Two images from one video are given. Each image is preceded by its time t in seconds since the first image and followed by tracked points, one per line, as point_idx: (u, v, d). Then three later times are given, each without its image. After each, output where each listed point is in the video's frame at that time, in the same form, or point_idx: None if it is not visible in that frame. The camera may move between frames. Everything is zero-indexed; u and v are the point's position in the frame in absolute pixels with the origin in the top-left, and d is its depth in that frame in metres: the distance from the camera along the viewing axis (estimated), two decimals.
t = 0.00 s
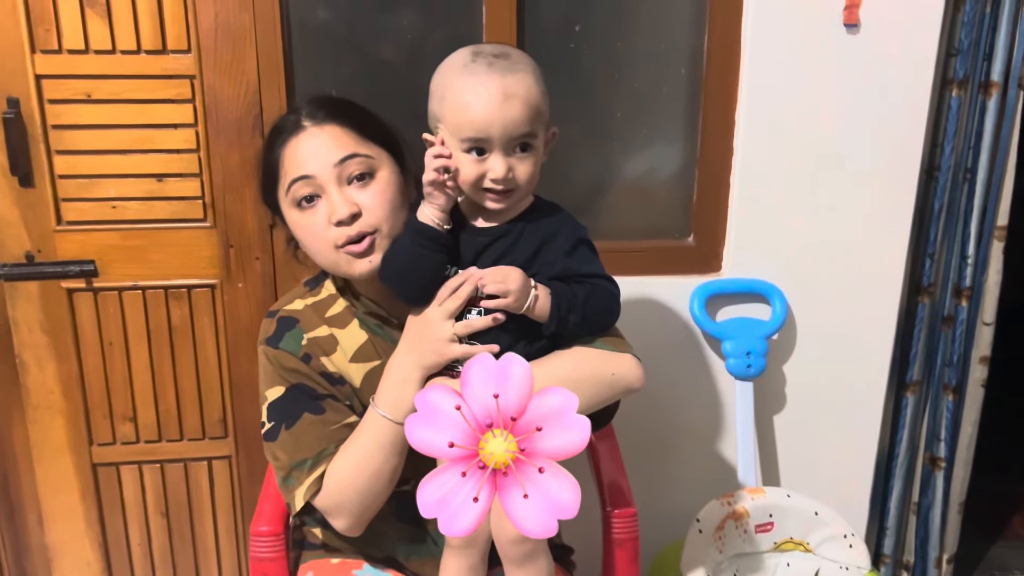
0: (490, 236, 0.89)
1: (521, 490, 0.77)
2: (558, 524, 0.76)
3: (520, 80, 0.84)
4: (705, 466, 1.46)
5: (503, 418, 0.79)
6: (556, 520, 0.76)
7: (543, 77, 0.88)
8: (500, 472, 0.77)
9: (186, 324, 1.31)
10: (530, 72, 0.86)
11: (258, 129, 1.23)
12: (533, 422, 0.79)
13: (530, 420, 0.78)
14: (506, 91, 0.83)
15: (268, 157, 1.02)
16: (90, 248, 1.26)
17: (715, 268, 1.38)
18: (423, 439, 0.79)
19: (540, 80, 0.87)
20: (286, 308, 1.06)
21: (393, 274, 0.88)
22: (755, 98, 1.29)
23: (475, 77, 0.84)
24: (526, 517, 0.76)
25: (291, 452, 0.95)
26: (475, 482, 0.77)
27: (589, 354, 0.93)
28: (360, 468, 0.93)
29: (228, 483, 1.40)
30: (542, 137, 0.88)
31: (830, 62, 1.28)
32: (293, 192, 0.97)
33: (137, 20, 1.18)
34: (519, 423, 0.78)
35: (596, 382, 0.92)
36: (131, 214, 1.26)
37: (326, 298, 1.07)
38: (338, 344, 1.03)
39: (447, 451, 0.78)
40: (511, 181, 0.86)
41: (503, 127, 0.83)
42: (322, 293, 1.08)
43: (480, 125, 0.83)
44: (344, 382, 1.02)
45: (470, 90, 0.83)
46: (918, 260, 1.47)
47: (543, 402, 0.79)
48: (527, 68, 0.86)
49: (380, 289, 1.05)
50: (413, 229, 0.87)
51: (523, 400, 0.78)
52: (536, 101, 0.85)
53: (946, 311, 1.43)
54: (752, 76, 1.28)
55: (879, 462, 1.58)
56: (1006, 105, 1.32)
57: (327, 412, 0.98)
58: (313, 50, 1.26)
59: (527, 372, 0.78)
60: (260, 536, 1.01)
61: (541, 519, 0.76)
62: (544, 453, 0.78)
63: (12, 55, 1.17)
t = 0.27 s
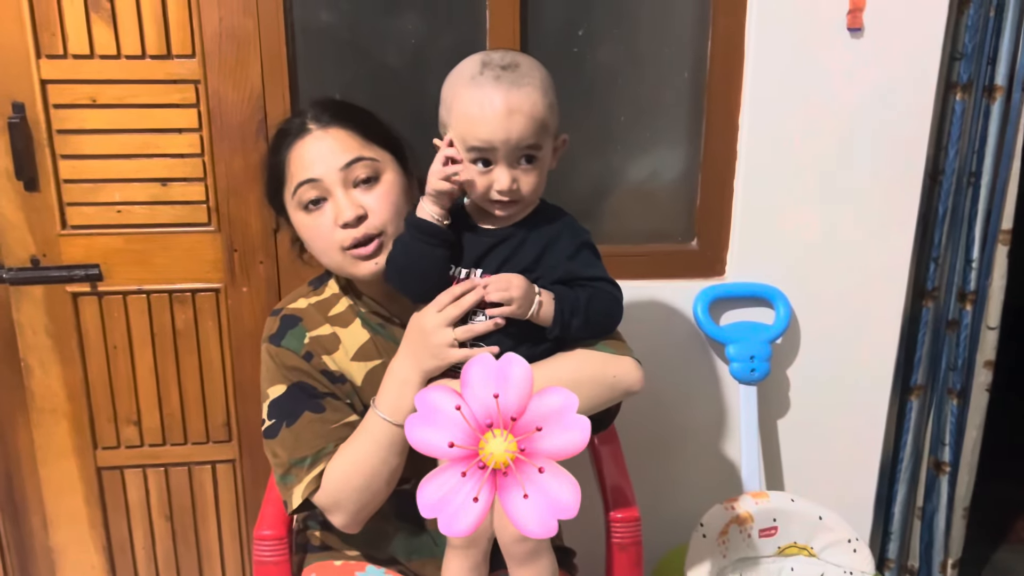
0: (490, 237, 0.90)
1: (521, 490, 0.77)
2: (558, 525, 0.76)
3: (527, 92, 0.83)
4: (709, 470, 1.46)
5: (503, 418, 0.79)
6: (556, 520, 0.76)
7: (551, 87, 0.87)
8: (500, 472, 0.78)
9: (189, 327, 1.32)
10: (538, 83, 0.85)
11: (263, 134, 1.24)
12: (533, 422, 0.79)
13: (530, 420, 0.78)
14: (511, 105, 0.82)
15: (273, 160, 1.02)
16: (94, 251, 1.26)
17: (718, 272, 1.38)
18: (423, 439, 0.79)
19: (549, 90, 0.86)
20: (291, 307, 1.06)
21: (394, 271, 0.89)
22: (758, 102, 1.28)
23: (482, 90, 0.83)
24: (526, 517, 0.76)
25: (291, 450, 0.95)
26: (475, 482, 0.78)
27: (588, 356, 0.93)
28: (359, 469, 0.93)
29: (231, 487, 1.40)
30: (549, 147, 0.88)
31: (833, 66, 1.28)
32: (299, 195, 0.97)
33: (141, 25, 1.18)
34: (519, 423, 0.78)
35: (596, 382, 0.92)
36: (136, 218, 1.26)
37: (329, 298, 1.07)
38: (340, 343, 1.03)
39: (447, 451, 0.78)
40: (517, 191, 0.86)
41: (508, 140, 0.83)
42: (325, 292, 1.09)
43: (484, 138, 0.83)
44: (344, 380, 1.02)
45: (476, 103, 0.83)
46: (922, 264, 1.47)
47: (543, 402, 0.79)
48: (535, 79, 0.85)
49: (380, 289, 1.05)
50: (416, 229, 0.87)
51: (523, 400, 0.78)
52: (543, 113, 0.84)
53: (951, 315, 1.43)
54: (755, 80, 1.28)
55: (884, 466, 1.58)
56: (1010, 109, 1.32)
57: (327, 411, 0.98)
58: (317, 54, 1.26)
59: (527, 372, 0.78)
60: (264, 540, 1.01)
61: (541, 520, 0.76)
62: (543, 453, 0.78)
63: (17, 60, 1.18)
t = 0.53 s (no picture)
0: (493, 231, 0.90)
1: (521, 490, 0.77)
2: (558, 525, 0.76)
3: (522, 90, 0.81)
4: (712, 470, 1.46)
5: (503, 418, 0.79)
6: (557, 520, 0.76)
7: (550, 83, 0.85)
8: (500, 472, 0.77)
9: (192, 327, 1.31)
10: (534, 81, 0.83)
11: (265, 134, 1.24)
12: (533, 422, 0.78)
13: (530, 420, 0.78)
14: (506, 105, 0.80)
15: (283, 162, 1.03)
16: (97, 252, 1.26)
17: (722, 272, 1.37)
18: (423, 439, 0.79)
19: (547, 87, 0.84)
20: (297, 307, 1.06)
21: (404, 264, 0.90)
22: (762, 102, 1.28)
23: (476, 92, 0.81)
24: (526, 517, 0.76)
25: (296, 450, 0.95)
26: (475, 482, 0.77)
27: (595, 352, 0.93)
28: (362, 470, 0.93)
29: (234, 487, 1.40)
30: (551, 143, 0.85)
31: (837, 66, 1.28)
32: (308, 196, 0.97)
33: (144, 25, 1.18)
34: (519, 422, 0.78)
35: (604, 378, 0.92)
36: (138, 218, 1.26)
37: (337, 297, 1.07)
38: (347, 343, 1.03)
39: (447, 451, 0.78)
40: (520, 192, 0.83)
41: (505, 140, 0.81)
42: (333, 292, 1.08)
43: (482, 139, 0.81)
44: (351, 381, 1.03)
45: (471, 105, 0.81)
46: (926, 264, 1.47)
47: (543, 402, 0.78)
48: (531, 77, 0.83)
49: (386, 288, 1.04)
50: (430, 229, 0.86)
51: (523, 400, 0.78)
52: (540, 113, 0.82)
53: (955, 315, 1.43)
54: (758, 80, 1.28)
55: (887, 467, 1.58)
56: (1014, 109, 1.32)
57: (332, 413, 0.98)
58: (320, 54, 1.26)
59: (527, 372, 0.78)
60: (267, 541, 1.01)
61: (541, 520, 0.76)
62: (543, 453, 0.78)
63: (20, 61, 1.18)
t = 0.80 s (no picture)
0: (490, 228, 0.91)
1: (521, 490, 0.77)
2: (558, 525, 0.77)
3: (531, 87, 0.85)
4: (714, 469, 1.46)
5: (503, 418, 0.79)
6: (556, 520, 0.76)
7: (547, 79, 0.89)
8: (500, 472, 0.77)
9: (194, 327, 1.32)
10: (537, 77, 0.87)
11: (267, 134, 1.24)
12: (533, 422, 0.78)
13: (529, 420, 0.78)
14: (519, 99, 0.84)
15: (288, 156, 1.03)
16: (100, 252, 1.26)
17: (724, 272, 1.37)
18: (423, 439, 0.79)
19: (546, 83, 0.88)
20: (301, 305, 1.07)
21: (410, 272, 0.88)
22: (763, 101, 1.28)
23: (487, 87, 0.85)
24: (526, 517, 0.77)
25: (288, 445, 0.93)
26: (475, 482, 0.77)
27: (597, 354, 0.93)
28: (347, 469, 0.89)
29: (236, 486, 1.40)
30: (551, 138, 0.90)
31: (839, 65, 1.27)
32: (313, 191, 0.97)
33: (146, 25, 1.19)
34: (519, 423, 0.78)
35: (605, 381, 0.92)
36: (141, 218, 1.26)
37: (341, 297, 1.07)
38: (349, 342, 1.04)
39: (447, 451, 0.78)
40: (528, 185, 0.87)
41: (519, 133, 0.85)
42: (337, 291, 1.09)
43: (495, 134, 0.84)
44: (350, 380, 1.03)
45: (484, 100, 0.84)
46: (928, 264, 1.47)
47: (543, 402, 0.78)
48: (533, 73, 0.87)
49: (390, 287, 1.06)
50: (425, 225, 0.87)
51: (523, 400, 0.78)
52: (547, 106, 0.87)
53: (957, 315, 1.43)
54: (760, 79, 1.28)
55: (890, 466, 1.58)
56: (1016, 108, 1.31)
57: (327, 410, 0.98)
58: (322, 54, 1.26)
59: (527, 372, 0.78)
60: (269, 539, 1.01)
61: (541, 519, 0.76)
62: (543, 453, 0.78)
63: (23, 61, 1.18)
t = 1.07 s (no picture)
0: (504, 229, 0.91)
1: (521, 490, 0.76)
2: (558, 525, 0.76)
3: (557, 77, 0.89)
4: (716, 468, 1.46)
5: (503, 418, 0.79)
6: (556, 520, 0.76)
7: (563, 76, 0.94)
8: (500, 472, 0.77)
9: (197, 326, 1.32)
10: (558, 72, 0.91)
11: (270, 133, 1.24)
12: (533, 422, 0.78)
13: (529, 420, 0.78)
14: (550, 87, 0.87)
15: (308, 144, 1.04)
16: (102, 251, 1.27)
17: (726, 271, 1.37)
18: (423, 439, 0.78)
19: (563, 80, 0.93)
20: (310, 298, 1.08)
21: (419, 261, 0.89)
22: (766, 101, 1.29)
23: (516, 75, 0.87)
24: (526, 517, 0.76)
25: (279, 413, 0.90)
26: (475, 482, 0.77)
27: (610, 356, 0.93)
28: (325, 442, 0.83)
29: (239, 486, 1.40)
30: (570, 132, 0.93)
31: (840, 65, 1.28)
32: (332, 177, 0.98)
33: (149, 25, 1.19)
34: (519, 422, 0.78)
35: (617, 382, 0.92)
36: (143, 217, 1.26)
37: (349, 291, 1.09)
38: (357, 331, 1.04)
39: (447, 451, 0.77)
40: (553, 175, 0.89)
41: (550, 120, 0.87)
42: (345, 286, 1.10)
43: (525, 122, 0.86)
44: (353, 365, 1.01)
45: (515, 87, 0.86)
46: (930, 263, 1.47)
47: (544, 402, 0.78)
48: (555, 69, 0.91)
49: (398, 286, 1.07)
50: (448, 221, 0.88)
51: (522, 400, 0.78)
52: (570, 97, 0.90)
53: (959, 314, 1.43)
54: (762, 78, 1.28)
55: (892, 465, 1.58)
56: (1018, 108, 1.32)
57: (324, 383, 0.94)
58: (325, 54, 1.26)
59: (527, 372, 0.78)
60: (271, 539, 1.01)
61: (541, 520, 0.76)
62: (543, 453, 0.78)
63: (26, 61, 1.18)
